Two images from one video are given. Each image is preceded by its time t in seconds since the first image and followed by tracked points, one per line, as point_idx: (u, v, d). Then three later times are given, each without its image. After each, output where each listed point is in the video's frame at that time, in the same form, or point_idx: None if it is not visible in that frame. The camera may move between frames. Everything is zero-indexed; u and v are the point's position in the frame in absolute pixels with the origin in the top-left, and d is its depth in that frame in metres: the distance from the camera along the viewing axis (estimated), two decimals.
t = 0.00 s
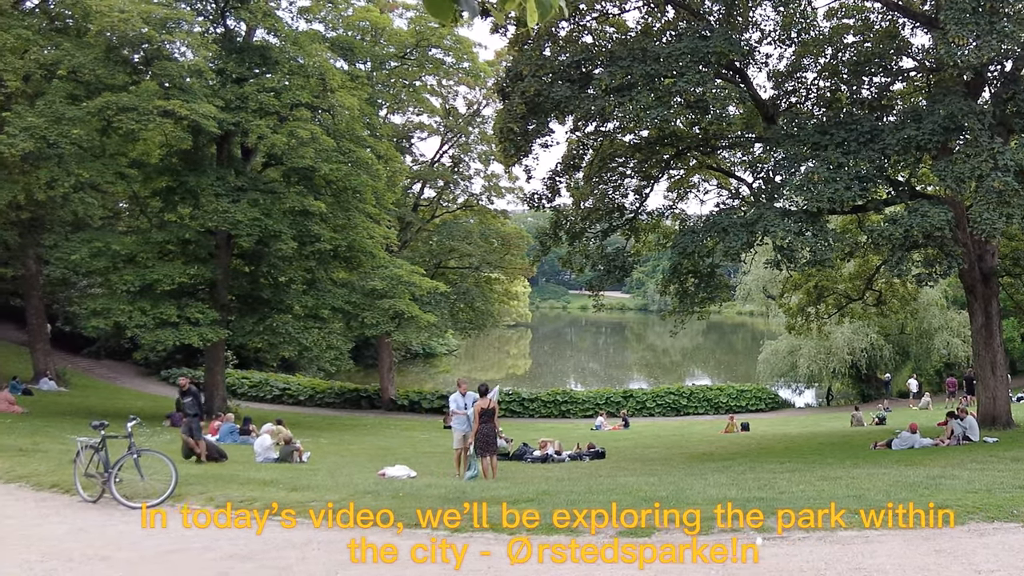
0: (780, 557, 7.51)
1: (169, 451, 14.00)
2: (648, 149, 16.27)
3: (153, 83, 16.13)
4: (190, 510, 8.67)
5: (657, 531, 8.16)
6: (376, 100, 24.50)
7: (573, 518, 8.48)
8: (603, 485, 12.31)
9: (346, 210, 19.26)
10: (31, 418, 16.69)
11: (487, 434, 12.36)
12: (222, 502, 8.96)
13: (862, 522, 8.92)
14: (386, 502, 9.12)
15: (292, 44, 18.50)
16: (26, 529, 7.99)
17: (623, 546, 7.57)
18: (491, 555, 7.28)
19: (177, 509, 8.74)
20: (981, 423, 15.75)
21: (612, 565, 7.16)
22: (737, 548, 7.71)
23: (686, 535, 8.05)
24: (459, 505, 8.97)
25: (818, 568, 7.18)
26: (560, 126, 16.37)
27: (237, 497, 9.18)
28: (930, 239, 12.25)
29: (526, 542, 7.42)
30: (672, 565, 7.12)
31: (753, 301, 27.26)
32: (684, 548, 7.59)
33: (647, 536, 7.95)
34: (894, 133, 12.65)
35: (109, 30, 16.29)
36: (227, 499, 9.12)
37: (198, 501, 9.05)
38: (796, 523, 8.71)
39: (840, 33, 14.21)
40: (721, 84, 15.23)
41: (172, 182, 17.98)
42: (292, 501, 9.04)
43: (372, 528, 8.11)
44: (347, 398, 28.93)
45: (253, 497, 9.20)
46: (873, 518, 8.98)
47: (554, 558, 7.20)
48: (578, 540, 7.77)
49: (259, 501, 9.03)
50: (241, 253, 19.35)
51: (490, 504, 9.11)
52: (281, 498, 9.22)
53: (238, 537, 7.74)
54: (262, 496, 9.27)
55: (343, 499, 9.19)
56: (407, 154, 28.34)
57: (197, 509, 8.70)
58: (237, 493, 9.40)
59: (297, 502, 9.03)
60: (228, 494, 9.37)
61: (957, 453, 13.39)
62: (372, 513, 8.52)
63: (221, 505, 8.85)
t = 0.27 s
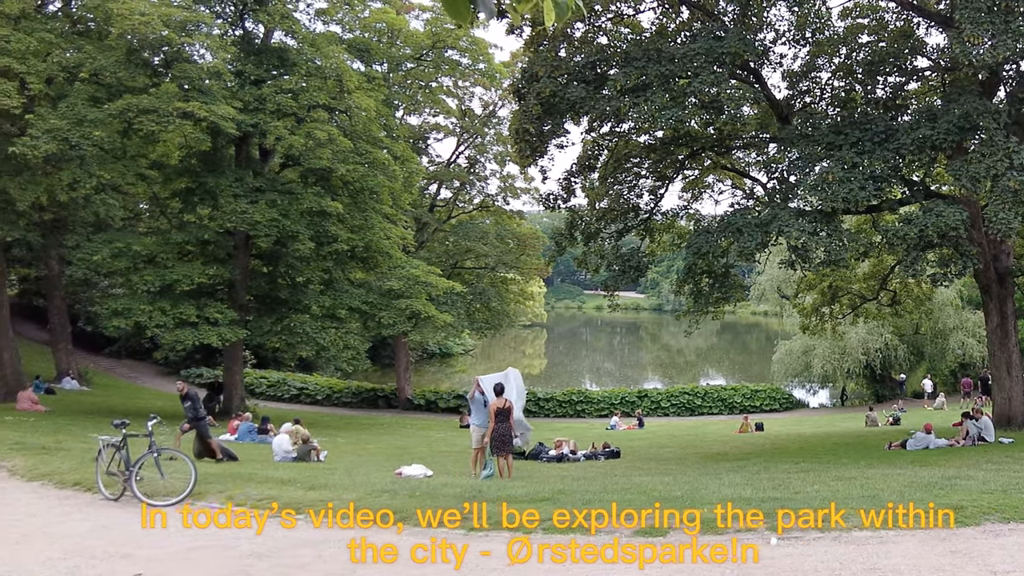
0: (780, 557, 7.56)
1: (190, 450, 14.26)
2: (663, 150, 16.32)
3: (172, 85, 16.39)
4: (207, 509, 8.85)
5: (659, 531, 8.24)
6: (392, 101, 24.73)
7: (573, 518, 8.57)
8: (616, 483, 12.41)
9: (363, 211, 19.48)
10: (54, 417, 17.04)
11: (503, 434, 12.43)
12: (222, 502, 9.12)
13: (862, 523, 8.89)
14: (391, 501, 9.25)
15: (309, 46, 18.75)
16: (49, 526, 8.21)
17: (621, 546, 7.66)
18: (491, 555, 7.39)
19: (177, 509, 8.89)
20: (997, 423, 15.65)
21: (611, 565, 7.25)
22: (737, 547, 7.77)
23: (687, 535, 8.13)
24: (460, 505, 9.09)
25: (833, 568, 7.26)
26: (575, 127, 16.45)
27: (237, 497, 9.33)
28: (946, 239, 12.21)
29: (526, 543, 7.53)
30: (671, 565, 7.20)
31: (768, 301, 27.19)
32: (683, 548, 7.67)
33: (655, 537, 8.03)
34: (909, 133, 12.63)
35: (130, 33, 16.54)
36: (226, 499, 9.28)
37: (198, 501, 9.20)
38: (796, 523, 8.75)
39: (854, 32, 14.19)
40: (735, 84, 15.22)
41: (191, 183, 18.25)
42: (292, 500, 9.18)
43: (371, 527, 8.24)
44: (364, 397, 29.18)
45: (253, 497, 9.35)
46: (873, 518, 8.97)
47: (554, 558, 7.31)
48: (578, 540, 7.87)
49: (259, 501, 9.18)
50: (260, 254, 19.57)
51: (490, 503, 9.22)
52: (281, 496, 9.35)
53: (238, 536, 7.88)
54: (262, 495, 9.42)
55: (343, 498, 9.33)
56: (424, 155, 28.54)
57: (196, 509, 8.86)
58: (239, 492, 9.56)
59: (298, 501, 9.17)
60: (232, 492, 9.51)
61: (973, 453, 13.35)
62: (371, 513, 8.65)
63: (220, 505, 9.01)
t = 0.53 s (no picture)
0: (780, 557, 7.63)
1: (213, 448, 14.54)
2: (680, 150, 16.42)
3: (195, 86, 16.64)
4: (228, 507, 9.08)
5: (660, 532, 8.31)
6: (411, 103, 24.92)
7: (573, 518, 8.67)
8: (632, 483, 12.48)
9: (382, 211, 19.71)
10: (80, 415, 17.43)
11: (521, 432, 12.58)
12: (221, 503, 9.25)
13: (862, 522, 8.92)
14: (398, 500, 9.38)
15: (329, 48, 19.02)
16: (74, 523, 8.45)
17: (621, 546, 7.73)
18: (491, 555, 7.49)
19: (176, 509, 9.01)
20: (1014, 424, 15.54)
21: (611, 565, 7.33)
22: (738, 548, 7.83)
23: (687, 536, 8.20)
24: (461, 505, 9.20)
25: (851, 568, 7.33)
26: (593, 127, 16.55)
27: (236, 498, 9.45)
28: (963, 239, 12.17)
29: (526, 543, 7.63)
30: (671, 565, 7.28)
31: (785, 301, 27.11)
32: (686, 549, 7.74)
33: (664, 539, 8.11)
34: (926, 133, 12.60)
35: (153, 35, 16.74)
36: (224, 499, 9.40)
37: (197, 501, 9.32)
38: (796, 523, 8.80)
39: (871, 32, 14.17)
40: (752, 84, 15.22)
41: (213, 184, 18.53)
42: (291, 501, 9.31)
43: (371, 527, 8.37)
44: (383, 396, 29.46)
45: (252, 498, 9.48)
46: (873, 518, 8.99)
47: (554, 558, 7.40)
48: (578, 541, 7.96)
49: (259, 502, 9.32)
50: (280, 254, 19.80)
51: (489, 502, 9.34)
52: (281, 497, 9.48)
53: (238, 536, 8.00)
54: (259, 496, 9.55)
55: (344, 497, 9.46)
56: (443, 155, 28.74)
57: (197, 509, 9.00)
58: (241, 492, 9.69)
59: (297, 501, 9.30)
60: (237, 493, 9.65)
61: (991, 454, 13.29)
62: (371, 513, 8.78)
63: (219, 505, 9.13)
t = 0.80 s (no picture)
0: (780, 557, 7.70)
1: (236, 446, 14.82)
2: (697, 150, 16.43)
3: (218, 88, 16.90)
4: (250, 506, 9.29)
5: (660, 533, 8.41)
6: (432, 104, 25.14)
7: (573, 518, 8.78)
8: (649, 481, 12.57)
9: (402, 211, 19.93)
10: (107, 414, 17.83)
11: (540, 431, 12.80)
12: (222, 503, 9.38)
13: (861, 521, 8.97)
14: (402, 499, 9.52)
15: (349, 49, 19.21)
16: (99, 519, 8.68)
17: (620, 547, 7.83)
18: (491, 555, 7.60)
19: (177, 509, 9.14)
20: None
21: (611, 565, 7.44)
22: (738, 548, 7.92)
23: (686, 536, 8.30)
24: (461, 504, 9.34)
25: (869, 568, 7.41)
26: (611, 128, 16.64)
27: (236, 498, 9.58)
28: (981, 239, 12.14)
29: (526, 543, 7.74)
30: (667, 565, 7.39)
31: (802, 301, 27.02)
32: (688, 549, 7.83)
33: (675, 539, 8.21)
34: (945, 132, 12.56)
35: (177, 38, 16.90)
36: (225, 499, 9.52)
37: (197, 502, 9.44)
38: (796, 523, 8.87)
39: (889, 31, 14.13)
40: (770, 84, 15.19)
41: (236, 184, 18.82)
42: (292, 501, 9.45)
43: (373, 527, 8.52)
44: (404, 395, 29.73)
45: (252, 498, 9.62)
46: (873, 519, 9.03)
47: (554, 558, 7.51)
48: (578, 540, 8.08)
49: (259, 502, 9.47)
50: (302, 254, 20.06)
51: (490, 500, 9.46)
52: (282, 496, 9.64)
53: (240, 536, 8.13)
54: (259, 496, 9.69)
55: (344, 496, 9.61)
56: (462, 156, 28.95)
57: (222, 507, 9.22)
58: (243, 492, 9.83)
59: (299, 501, 9.45)
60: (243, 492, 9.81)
61: (1010, 454, 13.22)
62: (371, 514, 8.93)
63: (221, 505, 9.27)
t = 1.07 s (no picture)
0: (779, 557, 7.76)
1: (258, 444, 15.09)
2: (715, 150, 16.39)
3: (241, 91, 17.17)
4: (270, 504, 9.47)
5: (661, 534, 8.50)
6: (450, 104, 25.15)
7: (573, 518, 8.88)
8: (667, 480, 12.62)
9: (422, 212, 20.16)
10: (132, 412, 18.20)
11: (559, 430, 12.97)
12: (222, 504, 9.44)
13: (863, 523, 9.01)
14: (405, 500, 9.65)
15: (370, 51, 19.48)
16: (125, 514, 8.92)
17: (619, 547, 7.89)
18: (491, 555, 7.67)
19: (176, 509, 9.17)
20: None
21: (611, 565, 7.51)
22: (738, 548, 7.98)
23: (686, 536, 8.38)
24: (461, 504, 9.45)
25: (886, 568, 7.47)
26: (629, 129, 16.72)
27: (235, 499, 9.64)
28: (1000, 238, 12.08)
29: (526, 543, 7.81)
30: (665, 565, 7.47)
31: (819, 301, 26.93)
32: (691, 549, 7.91)
33: (685, 539, 8.30)
34: (962, 131, 12.53)
35: (201, 41, 17.28)
36: (224, 500, 9.57)
37: (196, 504, 9.48)
38: (796, 523, 8.93)
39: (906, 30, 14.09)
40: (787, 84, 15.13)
41: (257, 185, 19.13)
42: (291, 502, 9.53)
43: (374, 527, 8.60)
44: (424, 395, 29.99)
45: (251, 499, 9.67)
46: (874, 519, 9.08)
47: (554, 558, 7.58)
48: (577, 540, 8.14)
49: (259, 503, 9.54)
50: (323, 254, 20.33)
51: (491, 500, 9.57)
52: (284, 499, 9.70)
53: (240, 536, 8.19)
54: (258, 497, 9.75)
55: (343, 497, 9.73)
56: (481, 157, 29.14)
57: (245, 503, 9.46)
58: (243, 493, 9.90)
59: (297, 503, 9.52)
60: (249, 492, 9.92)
61: None
62: (372, 514, 9.02)
63: (221, 506, 9.33)
